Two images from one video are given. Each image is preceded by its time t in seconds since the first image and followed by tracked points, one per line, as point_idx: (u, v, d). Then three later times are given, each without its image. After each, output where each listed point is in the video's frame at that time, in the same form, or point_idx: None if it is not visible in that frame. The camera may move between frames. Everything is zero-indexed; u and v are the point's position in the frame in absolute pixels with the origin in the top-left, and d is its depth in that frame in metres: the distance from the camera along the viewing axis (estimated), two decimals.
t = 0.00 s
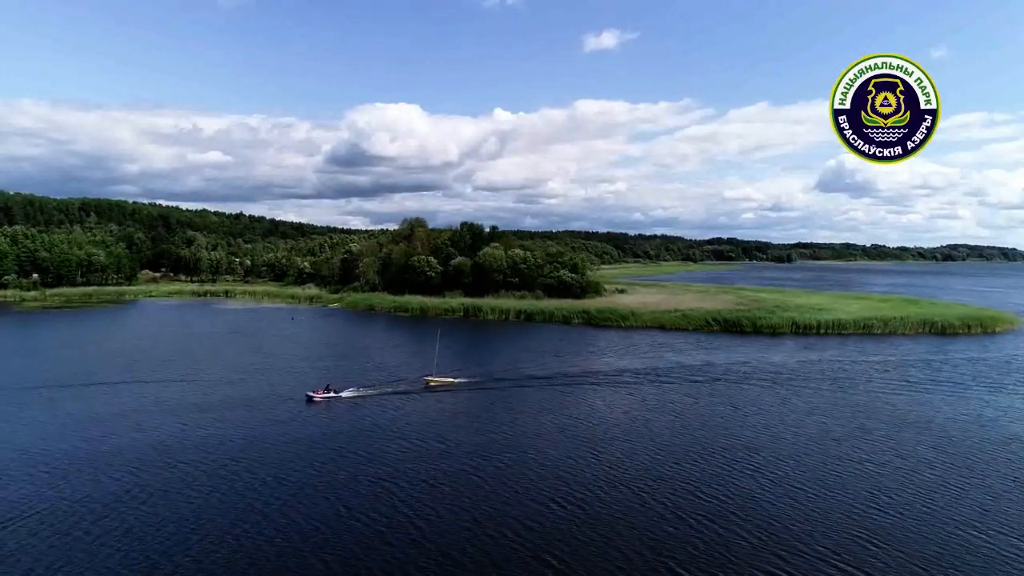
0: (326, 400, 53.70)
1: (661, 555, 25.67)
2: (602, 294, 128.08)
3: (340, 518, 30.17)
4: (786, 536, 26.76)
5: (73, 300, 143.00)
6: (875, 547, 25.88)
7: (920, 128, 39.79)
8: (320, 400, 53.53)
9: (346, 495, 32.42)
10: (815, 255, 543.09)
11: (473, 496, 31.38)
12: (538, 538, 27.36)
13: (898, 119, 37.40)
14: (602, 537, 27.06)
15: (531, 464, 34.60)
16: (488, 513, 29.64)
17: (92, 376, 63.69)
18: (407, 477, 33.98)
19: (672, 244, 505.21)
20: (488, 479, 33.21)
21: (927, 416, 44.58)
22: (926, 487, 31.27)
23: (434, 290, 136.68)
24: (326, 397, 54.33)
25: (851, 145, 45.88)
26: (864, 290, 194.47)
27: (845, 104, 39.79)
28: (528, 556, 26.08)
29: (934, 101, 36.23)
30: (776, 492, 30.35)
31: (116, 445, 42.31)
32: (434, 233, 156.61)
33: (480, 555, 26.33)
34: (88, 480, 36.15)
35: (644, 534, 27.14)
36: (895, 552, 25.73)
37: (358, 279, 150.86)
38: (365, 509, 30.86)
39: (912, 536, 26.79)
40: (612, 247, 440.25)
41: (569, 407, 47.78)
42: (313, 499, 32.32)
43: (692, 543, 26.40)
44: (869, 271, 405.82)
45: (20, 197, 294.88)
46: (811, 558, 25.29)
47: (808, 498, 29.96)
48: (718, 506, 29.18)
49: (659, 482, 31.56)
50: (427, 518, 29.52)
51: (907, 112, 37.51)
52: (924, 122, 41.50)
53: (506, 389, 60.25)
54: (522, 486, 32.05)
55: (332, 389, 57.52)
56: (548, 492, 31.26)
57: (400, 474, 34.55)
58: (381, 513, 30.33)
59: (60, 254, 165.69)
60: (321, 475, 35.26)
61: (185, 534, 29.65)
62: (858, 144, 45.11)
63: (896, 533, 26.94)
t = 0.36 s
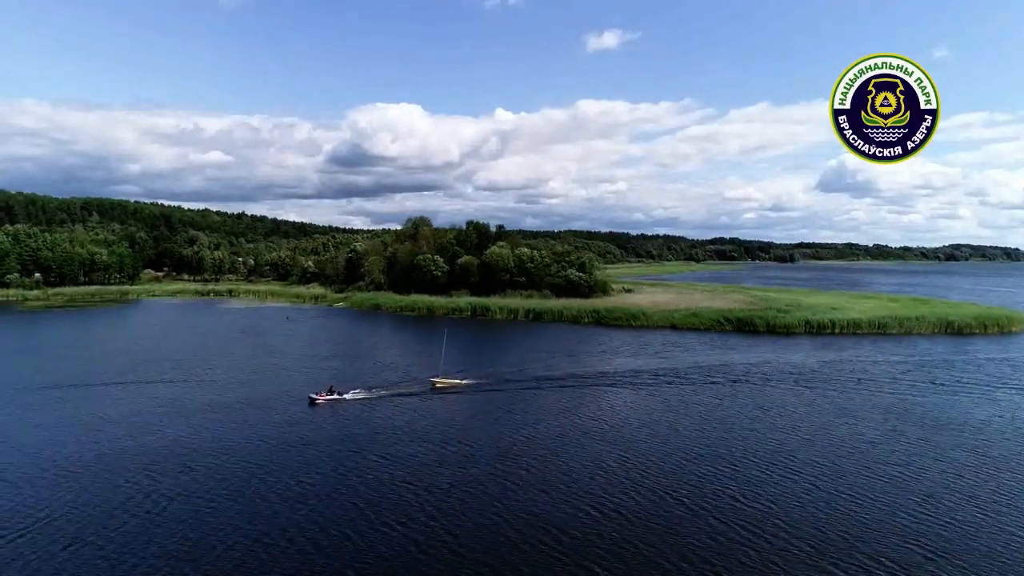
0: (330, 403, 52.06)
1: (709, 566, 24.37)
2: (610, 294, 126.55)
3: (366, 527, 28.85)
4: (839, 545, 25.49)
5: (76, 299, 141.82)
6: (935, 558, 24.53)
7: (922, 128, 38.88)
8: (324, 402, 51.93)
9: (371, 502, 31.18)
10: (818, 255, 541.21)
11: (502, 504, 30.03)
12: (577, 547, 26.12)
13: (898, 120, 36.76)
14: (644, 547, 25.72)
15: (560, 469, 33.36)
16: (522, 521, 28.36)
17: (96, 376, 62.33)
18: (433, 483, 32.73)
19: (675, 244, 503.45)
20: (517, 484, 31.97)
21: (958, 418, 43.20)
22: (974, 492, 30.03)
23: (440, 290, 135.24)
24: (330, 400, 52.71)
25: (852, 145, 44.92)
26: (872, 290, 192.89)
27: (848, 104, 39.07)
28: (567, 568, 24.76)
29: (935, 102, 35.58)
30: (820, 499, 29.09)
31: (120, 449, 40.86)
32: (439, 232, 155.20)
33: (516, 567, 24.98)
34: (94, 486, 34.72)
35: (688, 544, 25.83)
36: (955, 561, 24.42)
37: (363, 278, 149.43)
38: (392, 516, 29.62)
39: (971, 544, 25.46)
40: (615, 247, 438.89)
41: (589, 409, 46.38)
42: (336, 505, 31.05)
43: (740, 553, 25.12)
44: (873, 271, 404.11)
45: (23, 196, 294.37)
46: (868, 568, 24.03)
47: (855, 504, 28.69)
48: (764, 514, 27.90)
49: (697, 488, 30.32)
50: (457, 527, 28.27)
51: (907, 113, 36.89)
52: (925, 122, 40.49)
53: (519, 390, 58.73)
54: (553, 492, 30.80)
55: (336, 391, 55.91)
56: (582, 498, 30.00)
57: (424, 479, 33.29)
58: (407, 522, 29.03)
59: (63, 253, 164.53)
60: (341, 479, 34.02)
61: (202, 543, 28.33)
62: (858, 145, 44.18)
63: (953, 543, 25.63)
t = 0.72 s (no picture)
0: (334, 405, 50.16)
1: None
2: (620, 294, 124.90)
3: (399, 535, 27.47)
4: (905, 558, 24.21)
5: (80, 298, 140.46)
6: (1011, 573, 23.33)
7: (922, 127, 39.01)
8: (329, 404, 50.02)
9: (403, 509, 29.74)
10: (822, 255, 538.89)
11: (541, 511, 28.70)
12: (627, 557, 24.79)
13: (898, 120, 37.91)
14: (701, 560, 24.42)
15: (597, 474, 31.96)
16: (566, 529, 27.01)
17: (102, 378, 60.77)
18: (464, 489, 31.28)
19: (678, 244, 501.08)
20: (554, 490, 30.57)
21: (997, 421, 41.80)
22: None
23: (447, 290, 133.68)
24: (335, 402, 50.82)
25: (852, 145, 45.02)
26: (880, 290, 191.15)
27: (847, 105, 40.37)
28: None
29: (935, 101, 37.00)
30: (877, 508, 27.79)
31: (127, 455, 39.18)
32: (446, 231, 153.64)
33: None
34: (105, 494, 33.24)
35: (746, 556, 24.56)
36: None
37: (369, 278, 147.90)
38: (426, 524, 28.22)
39: None
40: (619, 246, 437.07)
41: (613, 410, 44.97)
42: (364, 513, 29.60)
43: (804, 566, 23.85)
44: (879, 271, 402.11)
45: (25, 195, 293.29)
46: None
47: (914, 515, 27.43)
48: (820, 526, 26.58)
49: (745, 496, 28.99)
50: (497, 535, 26.92)
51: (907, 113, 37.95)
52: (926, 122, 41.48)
53: (536, 391, 57.00)
54: (595, 498, 29.41)
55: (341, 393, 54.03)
56: (625, 506, 28.60)
57: (455, 485, 31.85)
58: (443, 530, 27.69)
59: (67, 252, 163.23)
60: (367, 486, 32.52)
61: (223, 557, 26.78)
62: (856, 145, 44.57)
63: None
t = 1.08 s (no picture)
0: (341, 408, 48.26)
1: None
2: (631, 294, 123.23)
3: (439, 544, 26.09)
4: (980, 569, 23.01)
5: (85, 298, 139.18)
6: None
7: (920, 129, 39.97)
8: (335, 408, 48.11)
9: (440, 516, 28.39)
10: (826, 254, 536.43)
11: (587, 518, 27.38)
12: (687, 567, 23.49)
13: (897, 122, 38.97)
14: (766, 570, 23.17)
15: (639, 478, 30.64)
16: (617, 538, 25.68)
17: (110, 378, 59.29)
18: (502, 495, 29.94)
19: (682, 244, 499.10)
20: (597, 495, 29.28)
21: None
22: None
23: (456, 289, 132.10)
24: (341, 405, 48.92)
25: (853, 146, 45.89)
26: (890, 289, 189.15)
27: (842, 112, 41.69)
28: None
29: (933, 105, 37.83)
30: (940, 516, 26.59)
31: (137, 460, 37.65)
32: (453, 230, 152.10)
33: None
34: (123, 501, 31.90)
35: (814, 566, 23.33)
36: None
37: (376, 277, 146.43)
38: (465, 532, 26.85)
39: None
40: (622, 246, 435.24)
41: (642, 412, 43.56)
42: (398, 520, 28.21)
43: None
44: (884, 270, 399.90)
45: (28, 195, 292.34)
46: None
47: (981, 524, 26.17)
48: (884, 536, 25.27)
49: (800, 503, 27.75)
50: (543, 544, 25.59)
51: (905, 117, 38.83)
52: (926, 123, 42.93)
53: (553, 394, 55.43)
54: (642, 504, 28.13)
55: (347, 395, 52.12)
56: (676, 513, 27.30)
57: (491, 491, 30.48)
58: (485, 538, 26.33)
59: (71, 251, 161.96)
60: (398, 492, 31.10)
61: (252, 568, 25.37)
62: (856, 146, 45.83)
63: None
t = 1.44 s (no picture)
0: (349, 411, 46.82)
1: None
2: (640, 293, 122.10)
3: (482, 550, 25.26)
4: None
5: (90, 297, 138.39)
6: None
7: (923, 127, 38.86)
8: (343, 410, 46.57)
9: (479, 521, 27.55)
10: (828, 254, 534.75)
11: (635, 524, 26.65)
12: None
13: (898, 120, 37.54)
14: None
15: (679, 486, 29.89)
16: (666, 548, 24.95)
17: (120, 379, 58.34)
18: (539, 498, 29.14)
19: (685, 243, 497.89)
20: (640, 500, 28.55)
21: None
22: None
23: (463, 289, 130.99)
24: (349, 406, 47.44)
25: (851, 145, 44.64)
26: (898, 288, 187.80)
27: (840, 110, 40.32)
28: None
29: (935, 101, 36.47)
30: (996, 531, 26.11)
31: (151, 467, 36.65)
32: (459, 229, 151.10)
33: None
34: (145, 509, 31.06)
35: None
36: None
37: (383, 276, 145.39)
38: (508, 538, 26.02)
39: None
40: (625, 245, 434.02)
41: (666, 412, 42.74)
42: (435, 525, 27.42)
43: None
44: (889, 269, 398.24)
45: (31, 194, 291.64)
46: None
47: None
48: (941, 552, 24.61)
49: (851, 515, 27.18)
50: (592, 552, 24.82)
51: (907, 113, 37.57)
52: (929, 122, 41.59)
53: (569, 395, 54.31)
54: (688, 512, 27.46)
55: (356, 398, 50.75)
56: (724, 524, 26.57)
57: (527, 495, 29.62)
58: (530, 545, 25.53)
59: (75, 251, 161.11)
60: (429, 495, 30.21)
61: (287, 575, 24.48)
62: (855, 145, 44.44)
63: None
